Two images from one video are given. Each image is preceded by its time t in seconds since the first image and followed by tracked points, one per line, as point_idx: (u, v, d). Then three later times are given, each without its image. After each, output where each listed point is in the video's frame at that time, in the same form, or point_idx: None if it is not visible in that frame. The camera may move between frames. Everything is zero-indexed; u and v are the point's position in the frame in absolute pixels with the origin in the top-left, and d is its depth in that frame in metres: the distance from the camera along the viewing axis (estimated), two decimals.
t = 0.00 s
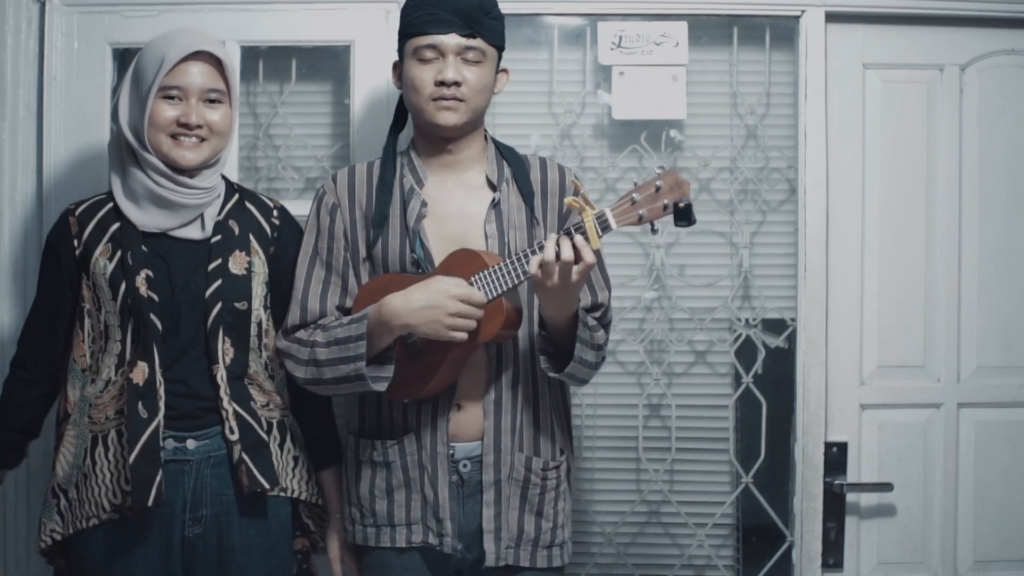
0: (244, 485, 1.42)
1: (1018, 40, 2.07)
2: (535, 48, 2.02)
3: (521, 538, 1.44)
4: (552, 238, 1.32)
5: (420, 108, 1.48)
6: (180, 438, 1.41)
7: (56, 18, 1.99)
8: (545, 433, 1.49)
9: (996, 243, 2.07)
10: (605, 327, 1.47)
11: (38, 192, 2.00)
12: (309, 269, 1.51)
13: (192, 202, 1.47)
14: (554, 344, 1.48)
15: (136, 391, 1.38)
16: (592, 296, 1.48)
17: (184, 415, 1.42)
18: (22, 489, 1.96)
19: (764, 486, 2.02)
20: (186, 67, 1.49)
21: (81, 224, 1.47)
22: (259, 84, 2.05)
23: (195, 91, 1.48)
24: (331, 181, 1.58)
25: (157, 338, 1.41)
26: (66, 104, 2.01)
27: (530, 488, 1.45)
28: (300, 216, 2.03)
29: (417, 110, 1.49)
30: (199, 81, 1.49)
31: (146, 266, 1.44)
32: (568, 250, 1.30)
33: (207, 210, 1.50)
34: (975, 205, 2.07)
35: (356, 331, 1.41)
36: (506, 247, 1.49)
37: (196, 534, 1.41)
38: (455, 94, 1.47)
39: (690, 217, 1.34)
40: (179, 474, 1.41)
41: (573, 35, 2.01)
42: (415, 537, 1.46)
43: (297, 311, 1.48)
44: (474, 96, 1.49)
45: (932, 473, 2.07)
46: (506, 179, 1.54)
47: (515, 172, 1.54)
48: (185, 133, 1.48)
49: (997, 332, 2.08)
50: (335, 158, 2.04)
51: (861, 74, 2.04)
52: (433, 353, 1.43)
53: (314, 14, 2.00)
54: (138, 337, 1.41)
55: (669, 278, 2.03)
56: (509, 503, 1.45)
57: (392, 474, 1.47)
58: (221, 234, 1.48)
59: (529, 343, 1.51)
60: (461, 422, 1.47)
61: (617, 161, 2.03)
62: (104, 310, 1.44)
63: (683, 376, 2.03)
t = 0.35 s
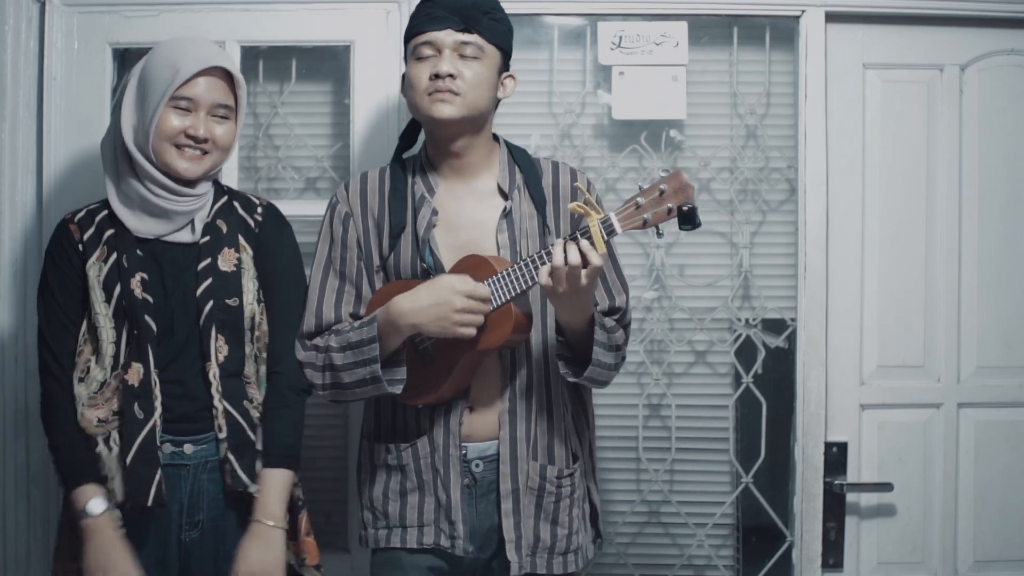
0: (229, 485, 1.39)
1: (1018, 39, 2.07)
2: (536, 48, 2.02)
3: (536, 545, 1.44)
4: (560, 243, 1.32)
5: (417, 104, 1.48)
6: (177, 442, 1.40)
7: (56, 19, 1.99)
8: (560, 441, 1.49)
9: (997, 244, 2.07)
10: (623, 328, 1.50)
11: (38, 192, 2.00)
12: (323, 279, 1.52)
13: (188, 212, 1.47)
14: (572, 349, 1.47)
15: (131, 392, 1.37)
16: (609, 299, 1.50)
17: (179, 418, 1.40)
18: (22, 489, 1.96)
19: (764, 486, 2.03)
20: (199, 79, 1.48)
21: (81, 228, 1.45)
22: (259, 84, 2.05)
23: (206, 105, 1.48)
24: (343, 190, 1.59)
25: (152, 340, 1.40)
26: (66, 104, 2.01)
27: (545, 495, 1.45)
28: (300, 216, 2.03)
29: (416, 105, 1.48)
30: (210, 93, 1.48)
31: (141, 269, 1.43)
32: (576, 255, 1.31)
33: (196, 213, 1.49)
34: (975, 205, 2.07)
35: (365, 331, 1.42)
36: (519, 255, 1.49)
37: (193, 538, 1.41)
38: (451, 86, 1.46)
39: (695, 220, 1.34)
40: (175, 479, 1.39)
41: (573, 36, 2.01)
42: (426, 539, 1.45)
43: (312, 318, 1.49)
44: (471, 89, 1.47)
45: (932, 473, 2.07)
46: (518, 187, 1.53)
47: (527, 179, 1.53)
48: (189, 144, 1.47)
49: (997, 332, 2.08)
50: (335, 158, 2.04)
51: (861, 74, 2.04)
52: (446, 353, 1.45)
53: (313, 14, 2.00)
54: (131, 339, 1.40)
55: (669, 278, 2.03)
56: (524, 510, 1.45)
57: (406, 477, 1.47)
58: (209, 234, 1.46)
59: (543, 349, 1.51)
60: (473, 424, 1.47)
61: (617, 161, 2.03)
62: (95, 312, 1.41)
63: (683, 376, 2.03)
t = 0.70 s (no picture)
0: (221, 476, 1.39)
1: (1018, 39, 2.07)
2: (536, 48, 2.02)
3: (523, 537, 1.44)
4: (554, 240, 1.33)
5: (415, 99, 1.48)
6: (188, 437, 1.40)
7: (56, 19, 1.99)
8: (551, 433, 1.48)
9: (997, 243, 2.07)
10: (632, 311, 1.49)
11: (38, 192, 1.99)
12: (319, 272, 1.54)
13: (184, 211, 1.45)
14: (588, 332, 1.48)
15: (138, 387, 1.36)
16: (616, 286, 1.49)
17: (180, 411, 1.40)
18: (21, 489, 1.96)
19: (764, 486, 2.02)
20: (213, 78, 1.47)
21: (65, 225, 1.42)
22: (259, 84, 2.05)
23: (216, 105, 1.47)
24: (340, 183, 1.60)
25: (146, 333, 1.38)
26: (66, 104, 2.01)
27: (534, 487, 1.45)
28: (300, 216, 2.03)
29: (414, 99, 1.49)
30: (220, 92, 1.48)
31: (129, 264, 1.41)
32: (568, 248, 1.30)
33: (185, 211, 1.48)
34: (975, 204, 2.07)
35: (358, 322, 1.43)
36: (515, 247, 1.49)
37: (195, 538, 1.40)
38: (449, 82, 1.47)
39: (691, 225, 1.34)
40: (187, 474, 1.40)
41: (573, 35, 2.01)
42: (416, 535, 1.46)
43: (308, 311, 1.52)
44: (469, 84, 1.48)
45: (932, 473, 2.07)
46: (515, 178, 1.53)
47: (523, 169, 1.53)
48: (200, 140, 1.45)
49: (997, 332, 2.08)
50: (335, 158, 2.04)
51: (861, 74, 2.04)
52: (440, 348, 1.45)
53: (314, 14, 2.00)
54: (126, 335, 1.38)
55: (669, 278, 2.03)
56: (513, 501, 1.45)
57: (396, 472, 1.48)
58: (194, 227, 1.45)
59: (539, 342, 1.50)
60: (465, 424, 1.47)
61: (617, 161, 2.03)
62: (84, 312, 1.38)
63: (683, 376, 2.03)
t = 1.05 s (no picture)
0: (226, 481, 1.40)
1: (1018, 39, 2.07)
2: (536, 48, 2.02)
3: (528, 542, 1.44)
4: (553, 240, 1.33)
5: (400, 102, 1.48)
6: (187, 444, 1.40)
7: (56, 18, 1.99)
8: (550, 436, 1.49)
9: (997, 243, 2.07)
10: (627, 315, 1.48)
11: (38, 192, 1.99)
12: (313, 278, 1.53)
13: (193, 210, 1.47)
14: (578, 335, 1.49)
15: (143, 393, 1.36)
16: (610, 289, 1.48)
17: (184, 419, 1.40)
18: (22, 489, 1.96)
19: (764, 486, 2.03)
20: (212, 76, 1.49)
21: (75, 228, 1.43)
22: (259, 84, 2.05)
23: (217, 102, 1.50)
24: (333, 189, 1.59)
25: (154, 339, 1.39)
26: (66, 104, 2.01)
27: (537, 491, 1.46)
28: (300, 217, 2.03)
29: (400, 102, 1.49)
30: (219, 90, 1.50)
31: (138, 268, 1.42)
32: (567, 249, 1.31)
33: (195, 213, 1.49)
34: (975, 205, 2.07)
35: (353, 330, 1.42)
36: (508, 251, 1.49)
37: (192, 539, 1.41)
38: (434, 86, 1.47)
39: (689, 228, 1.33)
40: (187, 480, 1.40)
41: (573, 36, 2.01)
42: (413, 540, 1.46)
43: (300, 318, 1.49)
44: (455, 87, 1.47)
45: (932, 473, 2.07)
46: (508, 182, 1.54)
47: (516, 174, 1.54)
48: (206, 140, 1.47)
49: (997, 332, 2.08)
50: (335, 158, 2.04)
51: (861, 74, 2.04)
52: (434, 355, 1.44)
53: (313, 14, 2.00)
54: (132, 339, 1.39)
55: (669, 278, 2.03)
56: (517, 506, 1.45)
57: (391, 478, 1.48)
58: (203, 233, 1.47)
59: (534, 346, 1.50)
60: (462, 427, 1.47)
61: (617, 161, 2.03)
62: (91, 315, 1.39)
63: (683, 376, 2.03)
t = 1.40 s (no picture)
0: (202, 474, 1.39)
1: (1018, 40, 2.07)
2: (536, 48, 2.02)
3: (531, 534, 1.45)
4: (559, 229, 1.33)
5: (414, 100, 1.49)
6: (159, 437, 1.42)
7: (56, 19, 1.99)
8: (557, 430, 1.49)
9: (997, 243, 2.07)
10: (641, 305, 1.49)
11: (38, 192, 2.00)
12: (318, 271, 1.51)
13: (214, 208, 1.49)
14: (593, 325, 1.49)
15: (123, 378, 1.41)
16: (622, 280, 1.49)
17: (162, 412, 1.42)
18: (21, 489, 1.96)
19: (764, 486, 2.03)
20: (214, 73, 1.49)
21: (92, 221, 1.51)
22: (259, 84, 2.05)
23: (227, 101, 1.51)
24: (338, 184, 1.59)
25: (147, 328, 1.43)
26: (66, 104, 2.01)
27: (542, 484, 1.46)
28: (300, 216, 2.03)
29: (413, 101, 1.49)
30: (227, 89, 1.51)
31: (144, 260, 1.46)
32: (575, 236, 1.31)
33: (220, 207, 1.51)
34: (975, 204, 2.07)
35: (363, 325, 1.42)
36: (515, 245, 1.50)
37: (175, 532, 1.41)
38: (451, 86, 1.47)
39: (698, 210, 1.32)
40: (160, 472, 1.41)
41: (573, 35, 2.01)
42: (423, 537, 1.46)
43: (307, 311, 1.48)
44: (472, 88, 1.48)
45: (932, 473, 2.07)
46: (514, 177, 1.54)
47: (522, 169, 1.54)
48: (221, 141, 1.49)
49: (997, 332, 2.08)
50: (335, 158, 2.04)
51: (861, 74, 2.04)
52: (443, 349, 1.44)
53: (314, 14, 2.00)
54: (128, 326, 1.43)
55: (669, 278, 2.03)
56: (521, 499, 1.45)
57: (400, 474, 1.48)
58: (215, 230, 1.47)
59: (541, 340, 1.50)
60: (470, 422, 1.47)
61: (617, 161, 2.03)
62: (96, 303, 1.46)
63: (683, 376, 2.03)
